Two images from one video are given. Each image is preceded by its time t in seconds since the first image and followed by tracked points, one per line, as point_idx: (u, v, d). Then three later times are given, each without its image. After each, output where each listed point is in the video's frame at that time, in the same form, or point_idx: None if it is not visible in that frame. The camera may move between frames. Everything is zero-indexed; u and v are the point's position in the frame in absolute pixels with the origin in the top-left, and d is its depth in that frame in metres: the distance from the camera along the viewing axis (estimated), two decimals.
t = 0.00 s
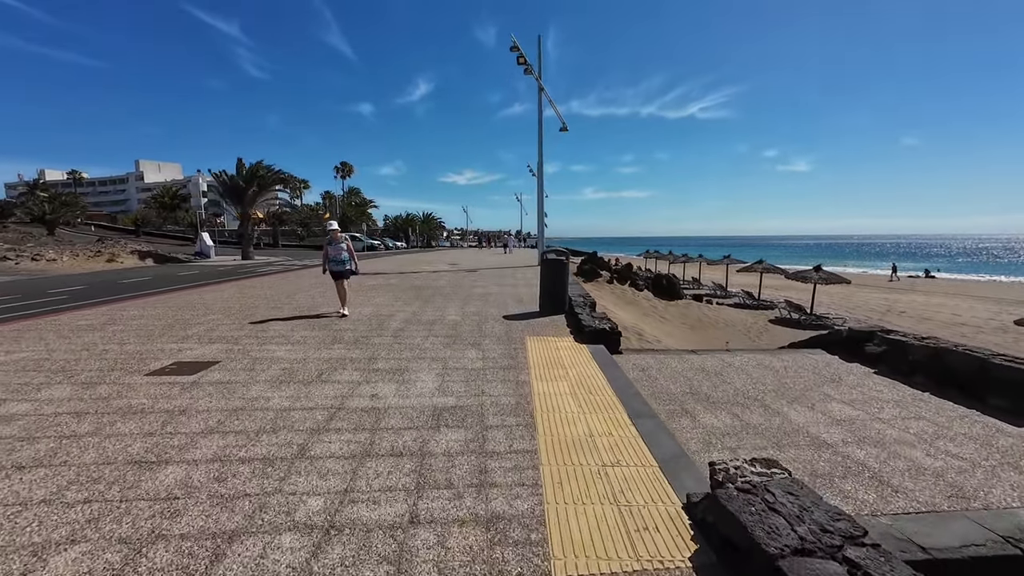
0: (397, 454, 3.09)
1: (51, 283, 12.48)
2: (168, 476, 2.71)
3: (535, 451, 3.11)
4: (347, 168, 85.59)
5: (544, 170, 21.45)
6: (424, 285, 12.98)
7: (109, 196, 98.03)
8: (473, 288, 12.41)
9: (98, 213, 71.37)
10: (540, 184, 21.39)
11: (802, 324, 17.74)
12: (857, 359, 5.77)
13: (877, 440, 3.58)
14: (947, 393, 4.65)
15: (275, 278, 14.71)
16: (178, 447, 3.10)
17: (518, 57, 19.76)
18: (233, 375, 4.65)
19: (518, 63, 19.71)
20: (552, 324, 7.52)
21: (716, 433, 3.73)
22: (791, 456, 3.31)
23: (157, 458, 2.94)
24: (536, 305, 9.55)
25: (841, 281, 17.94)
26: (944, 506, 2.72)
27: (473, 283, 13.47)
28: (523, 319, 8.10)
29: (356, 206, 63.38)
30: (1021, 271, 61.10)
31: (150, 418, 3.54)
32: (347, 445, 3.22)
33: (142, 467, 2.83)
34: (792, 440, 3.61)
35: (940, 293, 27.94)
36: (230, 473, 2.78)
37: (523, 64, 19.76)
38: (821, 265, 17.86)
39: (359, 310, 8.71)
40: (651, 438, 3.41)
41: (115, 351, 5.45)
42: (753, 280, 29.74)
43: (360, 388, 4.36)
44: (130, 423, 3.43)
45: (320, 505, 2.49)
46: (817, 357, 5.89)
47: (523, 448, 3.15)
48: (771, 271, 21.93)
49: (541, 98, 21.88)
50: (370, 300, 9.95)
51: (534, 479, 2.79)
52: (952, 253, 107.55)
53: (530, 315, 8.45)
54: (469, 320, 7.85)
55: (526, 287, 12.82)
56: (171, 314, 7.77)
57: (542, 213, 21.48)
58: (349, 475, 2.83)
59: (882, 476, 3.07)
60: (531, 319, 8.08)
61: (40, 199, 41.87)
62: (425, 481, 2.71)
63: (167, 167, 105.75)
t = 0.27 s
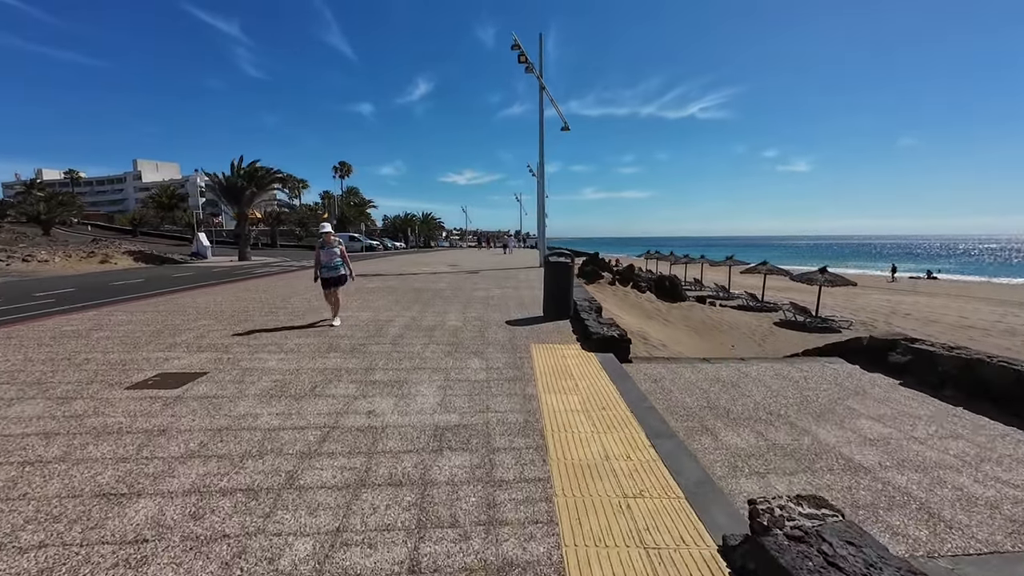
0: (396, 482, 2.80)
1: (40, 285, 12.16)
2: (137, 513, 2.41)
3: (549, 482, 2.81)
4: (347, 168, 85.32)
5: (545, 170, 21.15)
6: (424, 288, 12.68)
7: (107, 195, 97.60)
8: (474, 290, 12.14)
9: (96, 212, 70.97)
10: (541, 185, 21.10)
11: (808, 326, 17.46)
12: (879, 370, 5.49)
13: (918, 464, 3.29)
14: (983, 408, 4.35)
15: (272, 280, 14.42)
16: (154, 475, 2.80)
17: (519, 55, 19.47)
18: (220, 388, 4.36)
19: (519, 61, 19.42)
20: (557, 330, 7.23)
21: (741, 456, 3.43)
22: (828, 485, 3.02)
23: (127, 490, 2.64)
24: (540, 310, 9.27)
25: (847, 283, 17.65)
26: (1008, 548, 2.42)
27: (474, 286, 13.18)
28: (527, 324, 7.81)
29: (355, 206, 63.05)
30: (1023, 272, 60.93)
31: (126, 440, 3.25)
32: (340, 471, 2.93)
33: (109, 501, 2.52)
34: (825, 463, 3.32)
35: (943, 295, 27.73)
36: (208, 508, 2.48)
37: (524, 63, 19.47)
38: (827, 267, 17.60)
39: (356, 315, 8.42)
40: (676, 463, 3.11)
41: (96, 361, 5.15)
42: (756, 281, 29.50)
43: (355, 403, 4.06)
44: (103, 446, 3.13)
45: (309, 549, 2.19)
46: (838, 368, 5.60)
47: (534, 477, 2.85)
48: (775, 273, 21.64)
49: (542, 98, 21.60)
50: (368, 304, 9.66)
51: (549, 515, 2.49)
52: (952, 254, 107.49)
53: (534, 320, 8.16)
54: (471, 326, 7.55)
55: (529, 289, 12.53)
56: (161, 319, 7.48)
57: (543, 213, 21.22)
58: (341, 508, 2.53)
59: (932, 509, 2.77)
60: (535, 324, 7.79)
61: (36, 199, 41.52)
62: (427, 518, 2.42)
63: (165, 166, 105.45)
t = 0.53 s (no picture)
0: (389, 510, 2.48)
1: (23, 286, 11.76)
2: (87, 552, 2.09)
3: (561, 510, 2.50)
4: (343, 168, 84.85)
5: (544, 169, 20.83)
6: (421, 289, 12.35)
7: (101, 195, 96.69)
8: (472, 292, 11.82)
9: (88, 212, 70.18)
10: (540, 184, 20.80)
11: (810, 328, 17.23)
12: (901, 376, 5.21)
13: (964, 484, 3.00)
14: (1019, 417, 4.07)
15: (264, 280, 14.04)
16: (113, 503, 2.47)
17: (518, 52, 19.19)
18: (199, 399, 4.03)
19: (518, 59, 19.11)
20: (560, 333, 6.93)
21: (768, 475, 3.13)
22: (869, 510, 2.72)
23: (80, 522, 2.31)
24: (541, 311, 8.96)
25: (850, 284, 17.42)
26: None
27: (472, 287, 12.86)
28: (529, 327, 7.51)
29: (351, 206, 62.60)
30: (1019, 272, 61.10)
31: (87, 460, 2.91)
32: (326, 498, 2.61)
33: (57, 537, 2.20)
34: (861, 483, 3.03)
35: (943, 296, 27.60)
36: (171, 544, 2.16)
37: (523, 60, 19.16)
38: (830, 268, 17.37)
39: (350, 317, 8.09)
40: (700, 486, 2.82)
41: (69, 368, 4.80)
42: (755, 282, 29.31)
43: (346, 415, 3.74)
44: (61, 468, 2.80)
45: None
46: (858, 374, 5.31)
47: (544, 504, 2.53)
48: (777, 273, 21.42)
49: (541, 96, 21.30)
50: (363, 306, 9.33)
51: (564, 552, 2.18)
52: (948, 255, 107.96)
53: (535, 323, 7.85)
54: (469, 329, 7.23)
55: (528, 290, 12.21)
56: (144, 322, 7.13)
57: (542, 213, 20.93)
58: (325, 544, 2.21)
59: (988, 538, 2.48)
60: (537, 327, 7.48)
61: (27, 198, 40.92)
62: (423, 557, 2.10)
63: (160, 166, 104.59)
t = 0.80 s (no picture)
0: (371, 560, 2.11)
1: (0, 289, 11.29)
2: None
3: (576, 560, 2.14)
4: (338, 169, 84.30)
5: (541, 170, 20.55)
6: (415, 292, 11.96)
7: (93, 195, 95.68)
8: (468, 295, 11.47)
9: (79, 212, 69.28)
10: (538, 185, 20.50)
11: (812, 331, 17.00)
12: (926, 388, 4.90)
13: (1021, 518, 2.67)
14: None
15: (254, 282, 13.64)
16: (46, 553, 2.10)
17: (516, 51, 18.91)
18: (167, 417, 3.65)
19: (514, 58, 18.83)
20: (561, 340, 6.59)
21: (802, 507, 2.79)
22: (922, 552, 2.39)
23: None
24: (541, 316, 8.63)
25: (851, 286, 17.22)
26: None
27: (468, 290, 12.51)
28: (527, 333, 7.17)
29: (346, 207, 62.14)
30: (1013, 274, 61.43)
31: (25, 496, 2.52)
32: (299, 543, 2.24)
33: None
34: (907, 517, 2.69)
35: (941, 298, 27.52)
36: None
37: (519, 60, 18.89)
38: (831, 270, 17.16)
39: (341, 322, 7.73)
40: (729, 523, 2.48)
41: (29, 382, 4.41)
42: (753, 284, 29.13)
43: (329, 437, 3.38)
44: None
45: None
46: (879, 386, 4.99)
47: (553, 552, 2.17)
48: (776, 275, 21.22)
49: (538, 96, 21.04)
50: (355, 310, 8.98)
51: None
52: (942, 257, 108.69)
53: (534, 329, 7.51)
54: (466, 335, 6.88)
55: (526, 293, 11.88)
56: (121, 329, 6.73)
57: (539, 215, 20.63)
58: None
59: None
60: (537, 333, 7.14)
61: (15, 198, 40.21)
62: None
63: (153, 166, 103.55)
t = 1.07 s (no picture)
0: None
1: None
2: None
3: None
4: (333, 169, 83.64)
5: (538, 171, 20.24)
6: (410, 296, 11.59)
7: (83, 195, 94.32)
8: (465, 299, 11.11)
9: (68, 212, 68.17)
10: (535, 186, 20.18)
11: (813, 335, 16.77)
12: (954, 402, 4.60)
13: None
14: None
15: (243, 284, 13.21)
16: None
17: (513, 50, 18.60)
18: (132, 440, 3.27)
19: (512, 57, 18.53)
20: (564, 348, 6.25)
21: (847, 547, 2.47)
22: None
23: None
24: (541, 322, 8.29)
25: (853, 290, 17.03)
26: None
27: (464, 293, 12.15)
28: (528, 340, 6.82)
29: (340, 208, 61.54)
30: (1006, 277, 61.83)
31: None
32: None
33: None
34: (967, 560, 2.37)
35: (939, 301, 27.42)
36: None
37: (517, 59, 18.59)
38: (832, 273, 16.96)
39: (332, 328, 7.35)
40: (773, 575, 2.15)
41: None
42: (752, 287, 28.94)
43: (312, 463, 3.02)
44: None
45: None
46: (905, 399, 4.68)
47: None
48: (776, 278, 21.01)
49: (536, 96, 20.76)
50: (347, 315, 8.61)
51: None
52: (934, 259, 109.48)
53: (535, 335, 7.17)
54: (463, 343, 6.53)
55: (524, 297, 11.54)
56: (96, 336, 6.32)
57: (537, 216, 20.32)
58: None
59: None
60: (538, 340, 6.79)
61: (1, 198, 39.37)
62: None
63: (144, 166, 102.34)
